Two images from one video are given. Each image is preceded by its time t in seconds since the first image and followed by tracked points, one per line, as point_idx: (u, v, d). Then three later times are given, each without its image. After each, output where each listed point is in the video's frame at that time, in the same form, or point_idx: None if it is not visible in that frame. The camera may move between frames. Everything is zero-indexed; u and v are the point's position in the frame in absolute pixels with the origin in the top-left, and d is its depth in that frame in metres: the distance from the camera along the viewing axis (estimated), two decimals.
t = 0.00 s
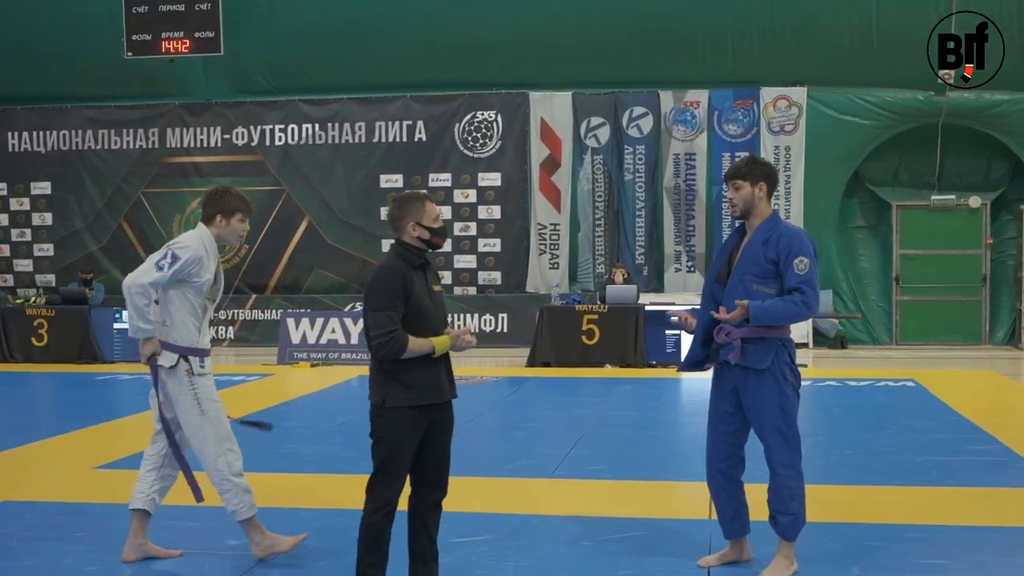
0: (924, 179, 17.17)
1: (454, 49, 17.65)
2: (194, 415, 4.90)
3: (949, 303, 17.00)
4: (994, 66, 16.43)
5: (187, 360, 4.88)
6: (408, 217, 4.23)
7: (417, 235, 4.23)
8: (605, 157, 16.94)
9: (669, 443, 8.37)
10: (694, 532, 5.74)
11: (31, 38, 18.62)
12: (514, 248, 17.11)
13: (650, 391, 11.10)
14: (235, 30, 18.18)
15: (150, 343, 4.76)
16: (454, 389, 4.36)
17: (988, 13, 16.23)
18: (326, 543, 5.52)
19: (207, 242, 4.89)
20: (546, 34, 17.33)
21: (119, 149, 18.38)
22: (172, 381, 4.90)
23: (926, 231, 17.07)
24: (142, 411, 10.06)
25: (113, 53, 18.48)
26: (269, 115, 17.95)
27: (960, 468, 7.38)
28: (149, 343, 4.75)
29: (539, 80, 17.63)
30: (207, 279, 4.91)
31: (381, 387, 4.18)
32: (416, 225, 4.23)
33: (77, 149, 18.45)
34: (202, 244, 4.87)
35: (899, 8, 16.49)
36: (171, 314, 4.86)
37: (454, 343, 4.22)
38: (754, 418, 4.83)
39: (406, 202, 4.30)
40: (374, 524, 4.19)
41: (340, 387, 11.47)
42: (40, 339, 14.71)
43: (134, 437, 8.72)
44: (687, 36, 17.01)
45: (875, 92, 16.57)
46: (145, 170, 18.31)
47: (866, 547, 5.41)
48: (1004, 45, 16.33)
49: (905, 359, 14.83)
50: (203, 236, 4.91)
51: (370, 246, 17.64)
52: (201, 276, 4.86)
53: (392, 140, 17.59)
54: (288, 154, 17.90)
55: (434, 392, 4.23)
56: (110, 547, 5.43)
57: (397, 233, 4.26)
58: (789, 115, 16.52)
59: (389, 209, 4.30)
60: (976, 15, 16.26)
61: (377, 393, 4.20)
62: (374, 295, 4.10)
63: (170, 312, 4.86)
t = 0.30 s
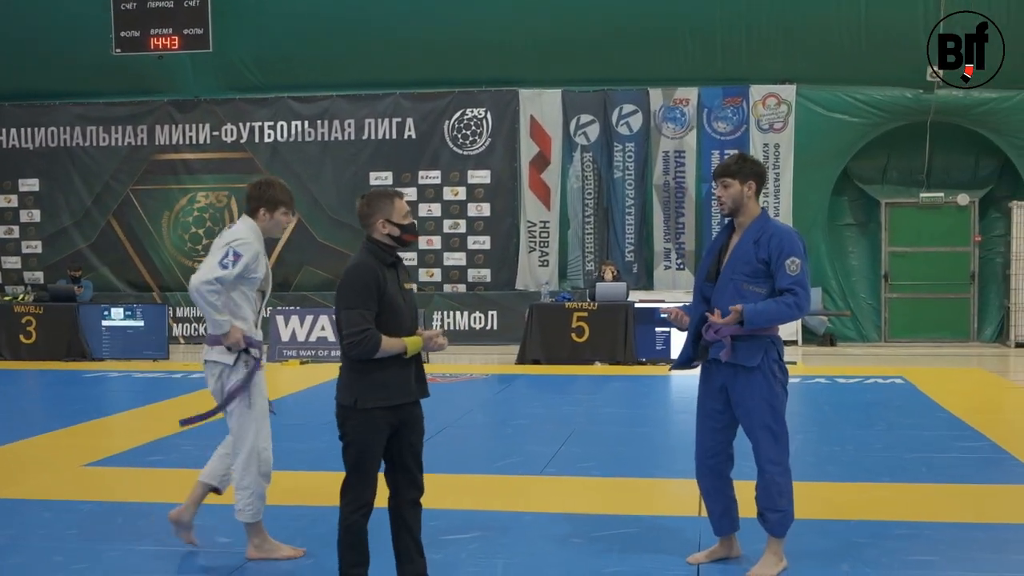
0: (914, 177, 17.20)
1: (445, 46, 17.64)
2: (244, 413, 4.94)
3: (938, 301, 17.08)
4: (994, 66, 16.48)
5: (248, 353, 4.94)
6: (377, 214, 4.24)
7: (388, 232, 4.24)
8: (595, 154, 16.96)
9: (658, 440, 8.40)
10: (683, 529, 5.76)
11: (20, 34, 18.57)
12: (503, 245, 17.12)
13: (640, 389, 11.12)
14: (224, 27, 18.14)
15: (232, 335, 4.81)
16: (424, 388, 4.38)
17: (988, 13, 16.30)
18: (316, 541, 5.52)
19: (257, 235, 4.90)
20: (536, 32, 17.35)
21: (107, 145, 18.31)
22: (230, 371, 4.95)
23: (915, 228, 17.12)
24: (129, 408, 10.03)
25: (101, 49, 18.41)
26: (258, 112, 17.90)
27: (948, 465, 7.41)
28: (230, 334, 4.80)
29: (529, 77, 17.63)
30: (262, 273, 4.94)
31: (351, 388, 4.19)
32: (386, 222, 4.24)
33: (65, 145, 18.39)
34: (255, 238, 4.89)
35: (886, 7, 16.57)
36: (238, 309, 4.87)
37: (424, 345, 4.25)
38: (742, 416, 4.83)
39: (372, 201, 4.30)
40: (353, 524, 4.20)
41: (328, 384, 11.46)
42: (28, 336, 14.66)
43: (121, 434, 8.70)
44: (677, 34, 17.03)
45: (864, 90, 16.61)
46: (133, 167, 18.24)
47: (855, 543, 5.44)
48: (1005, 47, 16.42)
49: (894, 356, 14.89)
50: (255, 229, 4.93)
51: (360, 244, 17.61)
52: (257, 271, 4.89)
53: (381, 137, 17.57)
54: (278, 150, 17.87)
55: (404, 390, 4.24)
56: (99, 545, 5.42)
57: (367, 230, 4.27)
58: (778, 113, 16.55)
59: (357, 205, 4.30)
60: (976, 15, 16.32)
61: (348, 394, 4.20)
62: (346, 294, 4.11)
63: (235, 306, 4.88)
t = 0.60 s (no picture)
0: (912, 174, 17.23)
1: (443, 43, 17.63)
2: (274, 412, 4.97)
3: (936, 299, 17.09)
4: (994, 66, 16.45)
5: (287, 352, 4.96)
6: (375, 210, 4.23)
7: (384, 229, 4.25)
8: (593, 152, 16.96)
9: (656, 437, 8.40)
10: (682, 526, 5.76)
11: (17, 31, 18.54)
12: (502, 243, 17.12)
13: (639, 386, 11.12)
14: (222, 24, 18.12)
15: (286, 333, 4.88)
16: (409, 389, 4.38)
17: (988, 13, 16.29)
18: (315, 538, 5.51)
19: (307, 231, 4.95)
20: (534, 29, 17.33)
21: (105, 142, 18.29)
22: (266, 368, 4.98)
23: (913, 226, 17.13)
24: (128, 405, 10.03)
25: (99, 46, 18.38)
26: (256, 109, 17.89)
27: (946, 462, 7.41)
28: (285, 333, 4.88)
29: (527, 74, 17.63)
30: (310, 267, 5.02)
31: (336, 386, 4.21)
32: (383, 219, 4.24)
33: (63, 142, 18.36)
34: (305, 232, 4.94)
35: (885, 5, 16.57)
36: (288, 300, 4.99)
37: (413, 345, 4.26)
38: (741, 412, 4.83)
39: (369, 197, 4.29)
40: (345, 520, 4.21)
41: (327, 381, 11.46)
42: (27, 333, 14.66)
43: (120, 431, 8.70)
44: (675, 31, 17.03)
45: (862, 88, 16.63)
46: (131, 164, 18.23)
47: (855, 540, 5.45)
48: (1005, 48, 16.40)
49: (893, 354, 14.91)
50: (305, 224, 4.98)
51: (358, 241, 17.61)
52: (307, 265, 4.96)
53: (380, 134, 17.55)
54: (275, 147, 17.84)
55: (391, 387, 4.24)
56: (97, 541, 5.42)
57: (363, 225, 4.27)
58: (777, 110, 16.55)
59: (356, 199, 4.31)
60: (976, 15, 16.32)
61: (333, 392, 4.22)
62: (339, 289, 4.11)
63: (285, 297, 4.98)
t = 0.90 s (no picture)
0: (912, 167, 17.24)
1: (442, 36, 17.61)
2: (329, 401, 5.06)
3: (936, 292, 17.09)
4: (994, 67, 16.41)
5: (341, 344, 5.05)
6: (372, 200, 4.23)
7: (381, 218, 4.24)
8: (592, 145, 16.93)
9: (656, 429, 8.41)
10: (682, 518, 5.75)
11: (15, 25, 18.51)
12: (501, 236, 17.11)
13: (639, 379, 11.13)
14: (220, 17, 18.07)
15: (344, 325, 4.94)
16: (418, 376, 4.40)
17: (987, 13, 16.29)
18: (314, 530, 5.50)
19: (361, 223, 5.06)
20: (534, 21, 17.30)
21: (104, 136, 18.26)
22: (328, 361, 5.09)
23: (913, 219, 17.12)
24: (127, 399, 10.03)
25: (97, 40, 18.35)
26: (254, 103, 17.86)
27: (946, 454, 7.41)
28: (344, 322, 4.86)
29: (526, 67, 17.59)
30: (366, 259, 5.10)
31: (341, 377, 4.19)
32: (380, 209, 4.24)
33: (62, 136, 18.33)
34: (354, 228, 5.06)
35: None
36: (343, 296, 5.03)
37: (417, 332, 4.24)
38: (741, 404, 4.81)
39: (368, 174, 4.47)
40: (349, 511, 4.19)
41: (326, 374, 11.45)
42: (25, 327, 14.65)
43: (120, 424, 8.70)
44: (675, 25, 17.01)
45: (862, 81, 16.61)
46: (130, 158, 18.20)
47: (855, 532, 5.45)
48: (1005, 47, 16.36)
49: (893, 347, 14.92)
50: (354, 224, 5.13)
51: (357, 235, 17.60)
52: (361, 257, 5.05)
53: (379, 128, 17.53)
54: (274, 141, 17.83)
55: (396, 377, 4.24)
56: (97, 534, 5.42)
57: (360, 216, 4.27)
58: (777, 103, 16.55)
59: (354, 190, 4.32)
60: (976, 15, 16.33)
61: (339, 384, 4.20)
62: (334, 281, 4.09)
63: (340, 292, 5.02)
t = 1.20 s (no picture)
0: (910, 151, 17.19)
1: (440, 20, 17.55)
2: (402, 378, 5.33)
3: (934, 275, 17.10)
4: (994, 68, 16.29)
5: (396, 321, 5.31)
6: (374, 185, 4.25)
7: (384, 203, 4.24)
8: (590, 129, 16.89)
9: (654, 414, 8.44)
10: (679, 503, 5.78)
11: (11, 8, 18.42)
12: (499, 220, 17.09)
13: (637, 363, 11.15)
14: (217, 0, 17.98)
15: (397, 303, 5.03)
16: (428, 358, 4.37)
17: (988, 14, 16.29)
18: (313, 515, 5.52)
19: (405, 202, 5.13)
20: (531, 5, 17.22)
21: (100, 120, 18.20)
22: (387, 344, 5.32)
23: (911, 203, 17.10)
24: (125, 384, 10.04)
25: (93, 23, 18.28)
26: (251, 86, 17.80)
27: (943, 439, 7.44)
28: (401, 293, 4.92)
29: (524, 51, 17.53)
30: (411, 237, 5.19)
31: (349, 361, 4.21)
32: (383, 192, 4.25)
33: (58, 120, 18.27)
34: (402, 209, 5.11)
35: None
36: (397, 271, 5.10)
37: (422, 315, 4.24)
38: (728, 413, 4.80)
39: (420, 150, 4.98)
40: (350, 495, 4.21)
41: (324, 359, 11.46)
42: (22, 311, 14.65)
43: (119, 409, 8.71)
44: (673, 9, 16.96)
45: (861, 64, 16.54)
46: (127, 142, 18.15)
47: (852, 516, 5.48)
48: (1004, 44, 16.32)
49: (890, 331, 14.95)
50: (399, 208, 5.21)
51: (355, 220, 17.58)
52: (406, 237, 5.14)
53: (376, 112, 17.47)
54: (271, 125, 17.78)
55: (404, 361, 4.24)
56: (95, 519, 5.44)
57: (363, 201, 4.28)
58: (775, 87, 16.50)
59: (356, 175, 4.32)
60: (976, 15, 16.32)
61: (347, 367, 4.21)
62: (336, 268, 4.10)
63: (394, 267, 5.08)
